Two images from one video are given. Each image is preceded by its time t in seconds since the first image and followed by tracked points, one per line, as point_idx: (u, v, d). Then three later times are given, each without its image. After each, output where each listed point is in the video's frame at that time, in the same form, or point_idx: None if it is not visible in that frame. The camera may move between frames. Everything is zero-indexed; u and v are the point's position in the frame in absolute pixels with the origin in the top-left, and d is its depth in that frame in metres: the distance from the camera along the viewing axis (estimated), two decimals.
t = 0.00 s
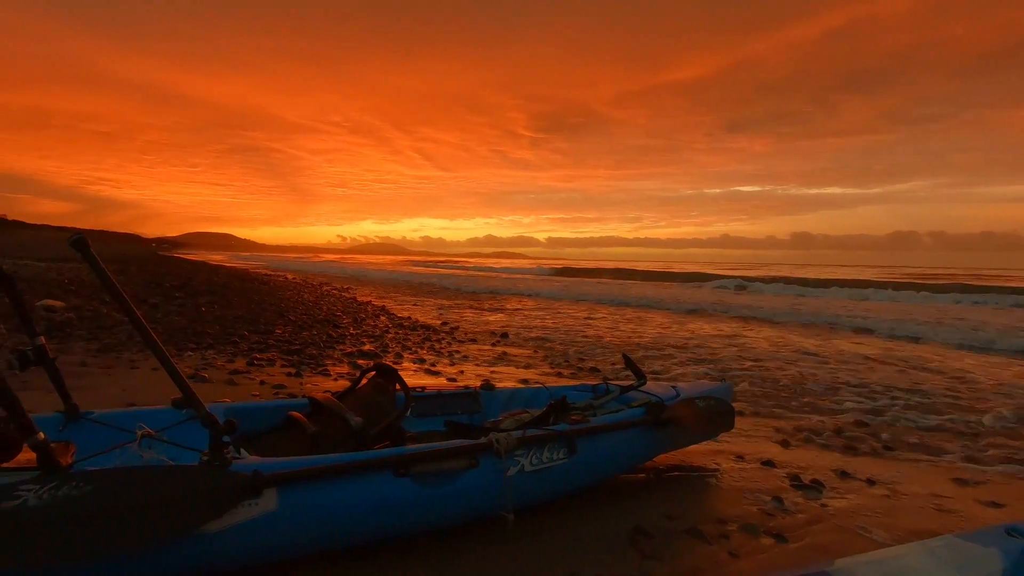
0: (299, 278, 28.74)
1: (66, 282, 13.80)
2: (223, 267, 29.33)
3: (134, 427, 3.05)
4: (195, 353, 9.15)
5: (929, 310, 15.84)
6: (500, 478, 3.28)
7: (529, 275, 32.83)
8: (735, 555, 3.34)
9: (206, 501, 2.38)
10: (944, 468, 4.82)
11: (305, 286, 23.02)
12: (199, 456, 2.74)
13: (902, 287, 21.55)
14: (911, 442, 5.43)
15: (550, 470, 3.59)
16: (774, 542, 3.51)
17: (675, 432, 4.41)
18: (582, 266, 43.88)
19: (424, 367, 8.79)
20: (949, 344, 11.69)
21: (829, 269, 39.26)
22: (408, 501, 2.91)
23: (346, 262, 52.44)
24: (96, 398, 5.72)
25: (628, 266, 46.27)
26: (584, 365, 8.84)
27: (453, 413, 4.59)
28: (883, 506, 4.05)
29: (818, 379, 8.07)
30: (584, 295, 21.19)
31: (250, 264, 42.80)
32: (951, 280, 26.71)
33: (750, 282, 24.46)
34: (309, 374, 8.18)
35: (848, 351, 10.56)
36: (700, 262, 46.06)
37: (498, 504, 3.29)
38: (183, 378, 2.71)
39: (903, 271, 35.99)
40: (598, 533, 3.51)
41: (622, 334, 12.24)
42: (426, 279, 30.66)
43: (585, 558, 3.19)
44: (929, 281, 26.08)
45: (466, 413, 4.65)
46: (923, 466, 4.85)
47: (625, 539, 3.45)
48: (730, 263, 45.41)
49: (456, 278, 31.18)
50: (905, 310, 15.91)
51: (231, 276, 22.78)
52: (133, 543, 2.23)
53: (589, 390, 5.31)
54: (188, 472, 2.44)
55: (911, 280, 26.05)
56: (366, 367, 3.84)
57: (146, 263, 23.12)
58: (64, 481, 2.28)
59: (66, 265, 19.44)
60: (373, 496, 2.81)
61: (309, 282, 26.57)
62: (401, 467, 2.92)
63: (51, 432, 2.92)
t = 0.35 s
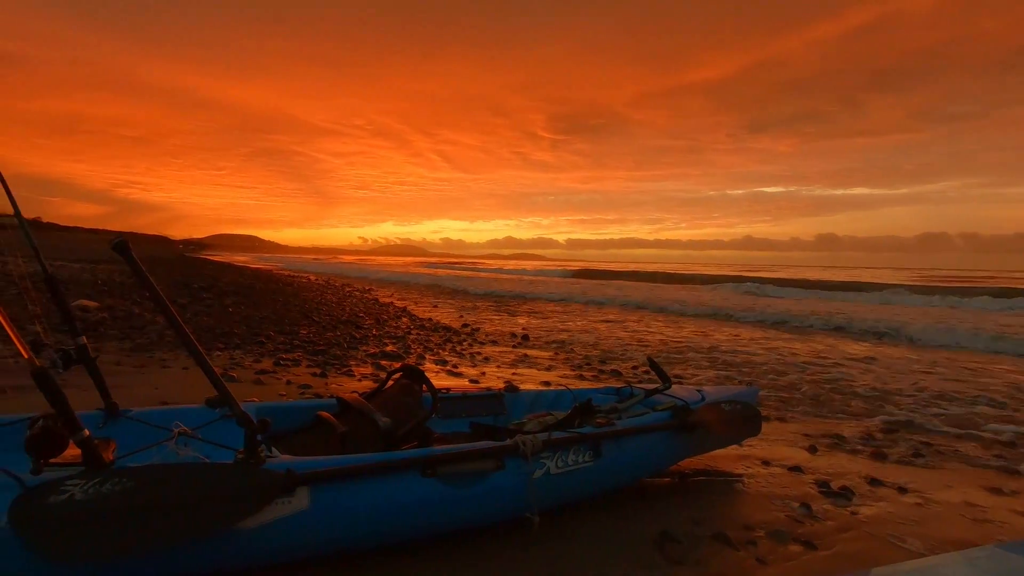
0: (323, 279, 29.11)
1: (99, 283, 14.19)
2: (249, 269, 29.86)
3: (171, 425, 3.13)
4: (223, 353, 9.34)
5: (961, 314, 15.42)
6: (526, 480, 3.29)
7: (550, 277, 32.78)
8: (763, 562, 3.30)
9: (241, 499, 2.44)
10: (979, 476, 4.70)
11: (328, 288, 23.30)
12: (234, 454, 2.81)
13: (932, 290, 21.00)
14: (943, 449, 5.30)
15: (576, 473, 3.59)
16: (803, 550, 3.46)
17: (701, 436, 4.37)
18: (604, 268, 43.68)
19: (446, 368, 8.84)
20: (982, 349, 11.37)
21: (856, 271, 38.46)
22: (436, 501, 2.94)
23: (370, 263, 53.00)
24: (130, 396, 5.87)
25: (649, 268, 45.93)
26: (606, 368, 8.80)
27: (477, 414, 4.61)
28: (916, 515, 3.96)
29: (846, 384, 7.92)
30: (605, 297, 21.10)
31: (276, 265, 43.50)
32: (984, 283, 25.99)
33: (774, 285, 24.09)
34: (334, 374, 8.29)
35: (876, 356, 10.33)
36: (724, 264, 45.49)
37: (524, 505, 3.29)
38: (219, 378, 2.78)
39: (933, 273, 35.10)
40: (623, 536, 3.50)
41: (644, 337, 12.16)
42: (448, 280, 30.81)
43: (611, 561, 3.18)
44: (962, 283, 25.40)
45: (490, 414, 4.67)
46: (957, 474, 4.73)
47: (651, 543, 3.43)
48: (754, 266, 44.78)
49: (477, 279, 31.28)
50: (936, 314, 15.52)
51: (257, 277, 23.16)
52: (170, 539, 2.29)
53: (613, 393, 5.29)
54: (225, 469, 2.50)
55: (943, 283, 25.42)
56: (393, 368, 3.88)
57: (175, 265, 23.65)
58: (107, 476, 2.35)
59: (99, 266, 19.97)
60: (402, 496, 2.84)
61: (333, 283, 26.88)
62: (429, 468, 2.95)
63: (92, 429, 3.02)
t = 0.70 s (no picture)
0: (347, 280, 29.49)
1: (133, 284, 14.59)
2: (275, 270, 30.35)
3: (204, 425, 3.21)
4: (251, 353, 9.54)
5: (997, 320, 14.95)
6: (549, 484, 3.29)
7: (572, 279, 32.70)
8: (790, 571, 3.26)
9: (271, 498, 2.49)
10: (1015, 487, 4.56)
11: (352, 289, 23.56)
12: (263, 453, 2.87)
13: (966, 294, 20.41)
14: (977, 459, 5.15)
15: (599, 478, 3.58)
16: (830, 559, 3.41)
17: (726, 442, 4.32)
18: (626, 271, 43.36)
19: (468, 370, 8.89)
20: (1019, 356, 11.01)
21: (886, 274, 37.59)
22: (461, 503, 2.96)
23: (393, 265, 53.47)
24: (162, 395, 6.03)
25: (673, 270, 45.45)
26: (628, 372, 8.75)
27: (500, 417, 4.64)
28: (949, 526, 3.86)
29: (875, 391, 7.75)
30: (628, 300, 20.96)
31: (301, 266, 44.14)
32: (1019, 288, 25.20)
33: (801, 289, 23.67)
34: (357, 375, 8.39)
35: (907, 363, 10.08)
36: (750, 267, 44.84)
37: (548, 510, 3.30)
38: (249, 379, 2.85)
39: (967, 277, 34.13)
40: (647, 542, 3.48)
41: (667, 341, 12.06)
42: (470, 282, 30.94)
43: (635, 567, 3.17)
44: (996, 288, 24.65)
45: (513, 417, 4.69)
46: (992, 485, 4.60)
47: (676, 550, 3.40)
48: (780, 269, 44.07)
49: (499, 281, 31.36)
50: (969, 319, 15.08)
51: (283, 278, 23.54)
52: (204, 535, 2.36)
53: (637, 397, 5.27)
54: (255, 469, 2.56)
55: (978, 287, 24.69)
56: (418, 371, 3.92)
57: (204, 266, 24.17)
58: (144, 473, 2.42)
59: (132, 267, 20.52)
60: (426, 499, 2.87)
61: (357, 284, 27.20)
62: (453, 470, 2.97)
63: (128, 428, 3.12)
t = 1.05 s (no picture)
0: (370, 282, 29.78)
1: (163, 284, 14.93)
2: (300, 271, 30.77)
3: (234, 424, 3.28)
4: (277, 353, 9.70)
5: None
6: (573, 488, 3.29)
7: (594, 281, 32.62)
8: None
9: (300, 497, 2.53)
10: None
11: (375, 290, 23.76)
12: (292, 453, 2.92)
13: (1001, 299, 19.82)
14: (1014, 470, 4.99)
15: (623, 482, 3.57)
16: (860, 570, 3.34)
17: (752, 448, 4.26)
18: (649, 274, 43.02)
19: (490, 372, 8.91)
20: None
21: (917, 278, 36.70)
22: (485, 506, 2.97)
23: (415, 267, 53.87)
24: (191, 394, 6.17)
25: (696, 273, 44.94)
26: (651, 376, 8.68)
27: (523, 420, 4.64)
28: (984, 538, 3.75)
29: (905, 398, 7.57)
30: (650, 304, 20.80)
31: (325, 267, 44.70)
32: None
33: (828, 292, 23.22)
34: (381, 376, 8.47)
35: (939, 370, 9.84)
36: (775, 270, 44.14)
37: (571, 514, 3.30)
38: (278, 379, 2.90)
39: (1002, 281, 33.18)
40: (670, 548, 3.46)
41: (690, 345, 11.95)
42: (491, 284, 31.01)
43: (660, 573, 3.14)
44: None
45: (535, 420, 4.69)
46: None
47: (700, 557, 3.37)
48: (807, 272, 43.32)
49: (520, 283, 31.40)
50: (1003, 325, 14.64)
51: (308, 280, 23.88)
52: (235, 532, 2.41)
53: (660, 401, 5.23)
54: (284, 469, 2.60)
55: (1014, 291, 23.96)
56: (442, 374, 3.94)
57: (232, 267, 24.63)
58: (178, 471, 2.49)
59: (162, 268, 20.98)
60: (451, 500, 2.89)
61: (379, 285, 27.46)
62: (477, 473, 2.98)
63: (162, 426, 3.20)
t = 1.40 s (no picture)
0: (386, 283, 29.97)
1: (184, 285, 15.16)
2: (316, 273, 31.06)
3: (255, 423, 3.31)
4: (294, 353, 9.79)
5: None
6: (591, 492, 3.27)
7: (608, 284, 32.53)
8: None
9: (318, 497, 2.55)
10: None
11: (391, 292, 23.90)
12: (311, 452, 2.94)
13: None
14: None
15: (640, 487, 3.54)
16: None
17: (772, 454, 4.20)
18: (664, 277, 42.76)
19: (505, 375, 8.90)
20: None
21: (939, 282, 36.07)
22: (502, 508, 2.97)
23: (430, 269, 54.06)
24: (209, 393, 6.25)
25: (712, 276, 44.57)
26: (666, 380, 8.62)
27: (539, 423, 4.63)
28: (1012, 550, 3.66)
29: (928, 405, 7.42)
30: (666, 308, 20.67)
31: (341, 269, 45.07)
32: None
33: (847, 297, 22.89)
34: (396, 377, 8.51)
35: (962, 376, 9.64)
36: (793, 273, 43.58)
37: (589, 518, 3.28)
38: (298, 379, 2.93)
39: None
40: (688, 554, 3.42)
41: (706, 349, 11.85)
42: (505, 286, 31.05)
43: None
44: None
45: (552, 423, 4.67)
46: None
47: (719, 564, 3.33)
48: (825, 276, 42.71)
49: (534, 285, 31.40)
50: None
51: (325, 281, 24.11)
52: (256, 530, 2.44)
53: (678, 406, 5.18)
54: (304, 469, 2.62)
55: None
56: (459, 376, 3.95)
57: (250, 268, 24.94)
58: (200, 469, 2.52)
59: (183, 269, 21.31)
60: (468, 503, 2.89)
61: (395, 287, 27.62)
62: (494, 475, 2.97)
63: (184, 424, 3.24)
